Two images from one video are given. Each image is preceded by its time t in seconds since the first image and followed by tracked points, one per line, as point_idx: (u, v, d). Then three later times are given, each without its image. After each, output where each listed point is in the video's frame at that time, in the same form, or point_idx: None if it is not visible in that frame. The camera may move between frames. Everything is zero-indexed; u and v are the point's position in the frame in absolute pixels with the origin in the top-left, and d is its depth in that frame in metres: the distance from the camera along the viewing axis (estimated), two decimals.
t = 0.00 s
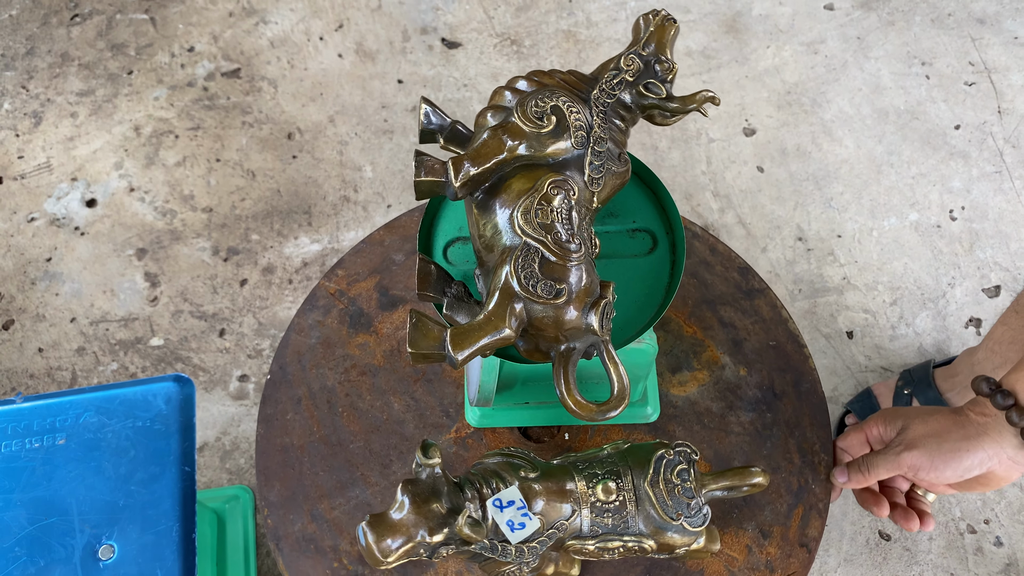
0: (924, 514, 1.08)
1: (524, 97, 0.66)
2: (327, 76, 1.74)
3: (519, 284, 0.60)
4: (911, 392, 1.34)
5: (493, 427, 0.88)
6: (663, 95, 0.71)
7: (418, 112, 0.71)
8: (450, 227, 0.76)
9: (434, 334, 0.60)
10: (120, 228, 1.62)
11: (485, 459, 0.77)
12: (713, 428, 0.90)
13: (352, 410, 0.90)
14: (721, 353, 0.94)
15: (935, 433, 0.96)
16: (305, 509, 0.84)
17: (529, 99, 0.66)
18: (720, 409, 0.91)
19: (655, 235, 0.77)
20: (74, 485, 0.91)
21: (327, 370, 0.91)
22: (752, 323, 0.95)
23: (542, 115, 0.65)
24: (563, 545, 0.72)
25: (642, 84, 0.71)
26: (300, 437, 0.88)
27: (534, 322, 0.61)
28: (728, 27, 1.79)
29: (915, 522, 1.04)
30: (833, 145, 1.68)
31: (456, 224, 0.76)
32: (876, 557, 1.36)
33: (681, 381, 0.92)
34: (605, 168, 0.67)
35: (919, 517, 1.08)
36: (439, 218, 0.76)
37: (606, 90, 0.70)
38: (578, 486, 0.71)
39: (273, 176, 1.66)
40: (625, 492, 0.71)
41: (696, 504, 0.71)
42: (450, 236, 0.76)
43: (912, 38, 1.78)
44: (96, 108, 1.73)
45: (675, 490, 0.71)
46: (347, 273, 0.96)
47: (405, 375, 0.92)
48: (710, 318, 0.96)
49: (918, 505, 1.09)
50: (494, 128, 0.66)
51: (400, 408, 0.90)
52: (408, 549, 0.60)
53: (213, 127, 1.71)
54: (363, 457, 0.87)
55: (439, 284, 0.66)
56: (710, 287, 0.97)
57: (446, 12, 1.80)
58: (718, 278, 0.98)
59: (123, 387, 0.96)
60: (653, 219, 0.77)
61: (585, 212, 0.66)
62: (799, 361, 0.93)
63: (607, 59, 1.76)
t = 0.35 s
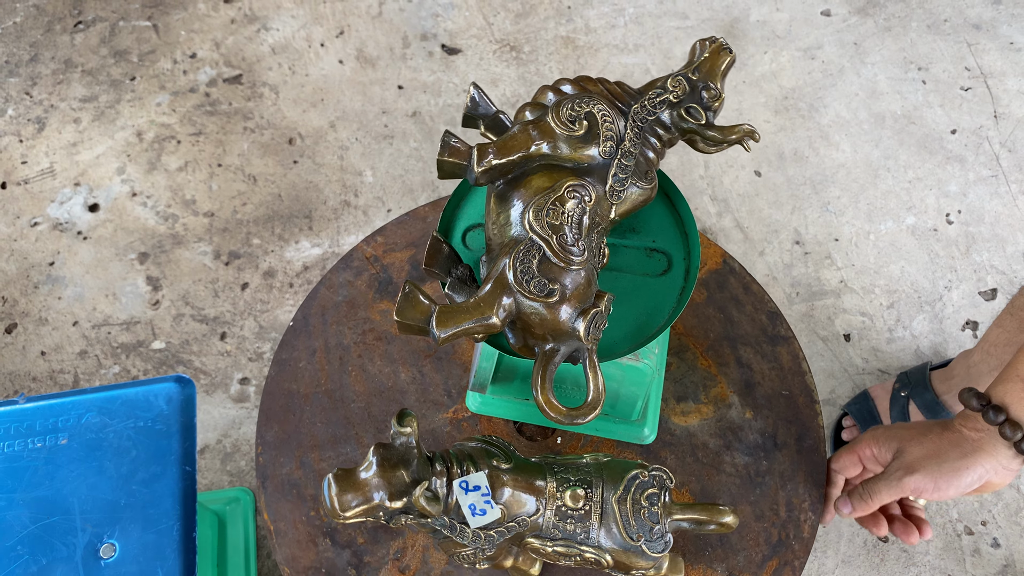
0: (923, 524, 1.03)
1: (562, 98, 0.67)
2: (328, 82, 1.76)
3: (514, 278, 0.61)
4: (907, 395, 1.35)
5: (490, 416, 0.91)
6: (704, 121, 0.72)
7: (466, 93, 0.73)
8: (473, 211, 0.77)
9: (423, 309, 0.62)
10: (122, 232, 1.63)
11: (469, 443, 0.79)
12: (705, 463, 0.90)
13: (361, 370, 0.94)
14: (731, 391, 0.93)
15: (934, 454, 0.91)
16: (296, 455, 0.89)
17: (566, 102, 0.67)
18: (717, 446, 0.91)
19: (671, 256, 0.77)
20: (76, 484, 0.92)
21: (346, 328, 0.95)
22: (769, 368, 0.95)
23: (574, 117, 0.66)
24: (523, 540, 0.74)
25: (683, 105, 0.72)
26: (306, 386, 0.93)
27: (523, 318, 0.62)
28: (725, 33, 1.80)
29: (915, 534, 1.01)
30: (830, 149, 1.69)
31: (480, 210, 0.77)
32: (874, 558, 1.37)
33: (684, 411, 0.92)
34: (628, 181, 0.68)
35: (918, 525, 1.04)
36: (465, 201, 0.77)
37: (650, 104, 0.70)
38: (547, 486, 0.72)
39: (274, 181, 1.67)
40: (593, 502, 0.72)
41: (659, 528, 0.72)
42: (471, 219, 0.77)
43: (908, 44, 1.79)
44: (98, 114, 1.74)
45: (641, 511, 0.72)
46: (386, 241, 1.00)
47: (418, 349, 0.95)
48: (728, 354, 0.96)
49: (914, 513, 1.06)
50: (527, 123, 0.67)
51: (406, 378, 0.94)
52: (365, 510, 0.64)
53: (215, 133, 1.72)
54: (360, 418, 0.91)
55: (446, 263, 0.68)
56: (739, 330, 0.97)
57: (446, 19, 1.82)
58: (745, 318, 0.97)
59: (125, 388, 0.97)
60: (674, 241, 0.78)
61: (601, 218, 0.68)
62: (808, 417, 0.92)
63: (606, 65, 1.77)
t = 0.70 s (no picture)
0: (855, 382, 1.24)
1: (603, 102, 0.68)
2: (332, 85, 1.77)
3: (519, 265, 0.62)
4: (907, 394, 1.36)
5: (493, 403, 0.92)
6: (741, 148, 0.72)
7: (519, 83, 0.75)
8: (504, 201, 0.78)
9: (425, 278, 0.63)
10: (126, 234, 1.64)
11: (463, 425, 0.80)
12: (696, 492, 0.89)
13: (380, 335, 0.96)
14: (737, 426, 0.92)
15: (892, 306, 1.01)
16: (303, 404, 0.92)
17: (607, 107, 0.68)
18: (712, 477, 0.90)
19: (689, 280, 0.76)
20: (82, 480, 0.93)
21: (374, 293, 0.98)
22: (781, 413, 0.93)
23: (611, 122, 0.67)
24: (493, 526, 0.75)
25: (723, 130, 0.73)
26: (326, 340, 0.95)
27: (521, 308, 0.63)
28: (726, 37, 1.82)
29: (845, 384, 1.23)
30: (830, 152, 1.70)
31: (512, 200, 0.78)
32: (874, 558, 1.37)
33: (685, 436, 0.92)
34: (653, 195, 0.69)
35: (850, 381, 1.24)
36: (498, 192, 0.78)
37: (691, 123, 0.72)
38: (526, 480, 0.73)
39: (277, 183, 1.69)
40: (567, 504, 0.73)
41: (626, 541, 0.72)
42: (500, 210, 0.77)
43: (907, 48, 1.81)
44: (103, 117, 1.75)
45: (612, 522, 0.72)
46: (431, 218, 1.03)
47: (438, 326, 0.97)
48: (741, 390, 0.94)
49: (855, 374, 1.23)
50: (562, 120, 0.69)
51: (421, 351, 0.96)
52: (342, 463, 0.64)
53: (219, 135, 1.73)
54: (371, 380, 0.94)
55: (463, 243, 0.69)
56: (760, 371, 0.95)
57: (449, 23, 1.83)
58: (768, 359, 0.96)
59: (130, 386, 0.98)
60: (697, 266, 0.77)
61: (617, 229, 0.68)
62: (808, 467, 0.90)
63: (607, 68, 1.79)
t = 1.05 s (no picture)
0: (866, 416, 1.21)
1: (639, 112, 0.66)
2: (333, 87, 1.78)
3: (522, 253, 0.60)
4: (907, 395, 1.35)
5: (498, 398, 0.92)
6: (772, 180, 0.67)
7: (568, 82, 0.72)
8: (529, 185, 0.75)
9: (429, 251, 0.60)
10: (128, 234, 1.65)
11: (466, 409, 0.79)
12: (679, 518, 0.87)
13: (403, 306, 0.98)
14: (733, 462, 0.89)
15: (892, 340, 0.97)
16: (316, 355, 0.95)
17: (640, 117, 0.66)
18: (697, 507, 0.87)
19: (698, 300, 0.69)
20: (84, 477, 0.94)
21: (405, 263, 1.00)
22: (782, 457, 0.89)
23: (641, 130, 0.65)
24: (463, 507, 0.74)
25: (756, 159, 0.68)
26: (351, 299, 0.98)
27: (516, 297, 0.61)
28: (725, 39, 1.83)
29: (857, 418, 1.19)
30: (829, 154, 1.71)
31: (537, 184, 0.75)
32: (874, 557, 1.38)
33: (679, 461, 0.90)
34: (671, 210, 0.65)
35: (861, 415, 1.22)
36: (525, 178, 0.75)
37: (724, 146, 0.67)
38: (502, 470, 0.72)
39: (279, 183, 1.69)
40: (537, 501, 0.71)
41: (587, 546, 0.69)
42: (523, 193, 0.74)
43: (906, 50, 1.81)
44: (106, 118, 1.76)
45: (575, 525, 0.69)
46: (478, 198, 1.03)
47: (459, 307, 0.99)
48: (746, 427, 0.91)
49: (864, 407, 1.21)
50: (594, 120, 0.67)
51: (439, 327, 0.98)
52: (324, 413, 0.63)
53: (220, 136, 1.74)
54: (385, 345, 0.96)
55: (480, 225, 0.66)
56: (771, 414, 0.92)
57: (450, 25, 1.84)
58: (780, 401, 0.92)
59: (133, 383, 0.98)
60: (711, 285, 0.69)
61: (627, 241, 0.64)
62: (799, 516, 0.86)
63: (607, 70, 1.79)
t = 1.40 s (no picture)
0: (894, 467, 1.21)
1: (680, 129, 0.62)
2: (332, 86, 1.79)
3: (523, 239, 0.59)
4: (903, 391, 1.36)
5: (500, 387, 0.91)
6: (792, 229, 0.61)
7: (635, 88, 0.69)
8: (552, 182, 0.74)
9: (437, 217, 0.62)
10: (129, 233, 1.66)
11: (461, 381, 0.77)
12: (642, 542, 0.85)
13: (435, 273, 1.00)
14: (712, 504, 0.86)
15: (914, 391, 1.01)
16: (343, 299, 0.96)
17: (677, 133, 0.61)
18: (663, 538, 0.85)
19: (699, 332, 0.65)
20: (85, 471, 0.94)
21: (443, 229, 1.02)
22: (763, 512, 0.86)
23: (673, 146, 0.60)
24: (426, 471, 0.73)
25: (791, 205, 0.61)
26: (392, 256, 1.00)
27: (508, 281, 0.60)
28: (723, 39, 1.84)
29: (886, 470, 1.18)
30: (827, 152, 1.72)
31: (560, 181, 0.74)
32: (871, 553, 1.38)
33: (658, 488, 0.88)
34: (681, 237, 0.60)
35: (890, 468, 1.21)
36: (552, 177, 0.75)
37: (757, 184, 0.61)
38: (471, 447, 0.71)
39: (279, 182, 1.70)
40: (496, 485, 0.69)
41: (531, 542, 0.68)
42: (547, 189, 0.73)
43: (903, 49, 1.82)
44: (106, 117, 1.77)
45: (525, 518, 0.68)
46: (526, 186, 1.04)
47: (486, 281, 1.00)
48: (735, 474, 0.88)
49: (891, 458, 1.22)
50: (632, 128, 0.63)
51: (466, 299, 0.99)
52: (314, 347, 0.62)
53: (220, 136, 1.75)
54: (410, 306, 0.98)
55: (501, 207, 0.66)
56: (766, 467, 0.88)
57: (449, 25, 1.85)
58: (778, 458, 0.88)
59: (134, 378, 1.00)
60: (715, 319, 0.65)
61: (633, 257, 0.61)
62: None
63: (605, 70, 1.80)
